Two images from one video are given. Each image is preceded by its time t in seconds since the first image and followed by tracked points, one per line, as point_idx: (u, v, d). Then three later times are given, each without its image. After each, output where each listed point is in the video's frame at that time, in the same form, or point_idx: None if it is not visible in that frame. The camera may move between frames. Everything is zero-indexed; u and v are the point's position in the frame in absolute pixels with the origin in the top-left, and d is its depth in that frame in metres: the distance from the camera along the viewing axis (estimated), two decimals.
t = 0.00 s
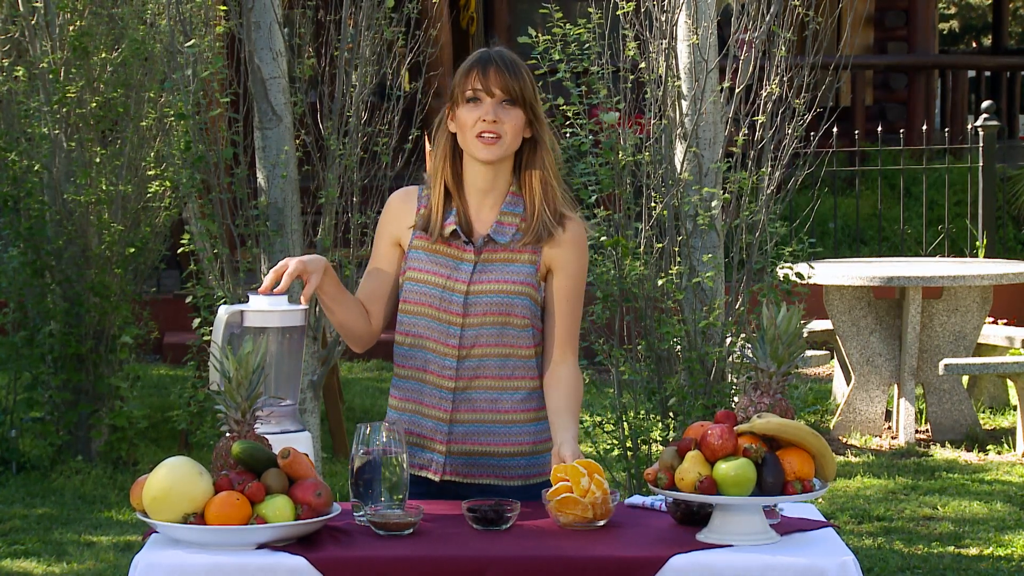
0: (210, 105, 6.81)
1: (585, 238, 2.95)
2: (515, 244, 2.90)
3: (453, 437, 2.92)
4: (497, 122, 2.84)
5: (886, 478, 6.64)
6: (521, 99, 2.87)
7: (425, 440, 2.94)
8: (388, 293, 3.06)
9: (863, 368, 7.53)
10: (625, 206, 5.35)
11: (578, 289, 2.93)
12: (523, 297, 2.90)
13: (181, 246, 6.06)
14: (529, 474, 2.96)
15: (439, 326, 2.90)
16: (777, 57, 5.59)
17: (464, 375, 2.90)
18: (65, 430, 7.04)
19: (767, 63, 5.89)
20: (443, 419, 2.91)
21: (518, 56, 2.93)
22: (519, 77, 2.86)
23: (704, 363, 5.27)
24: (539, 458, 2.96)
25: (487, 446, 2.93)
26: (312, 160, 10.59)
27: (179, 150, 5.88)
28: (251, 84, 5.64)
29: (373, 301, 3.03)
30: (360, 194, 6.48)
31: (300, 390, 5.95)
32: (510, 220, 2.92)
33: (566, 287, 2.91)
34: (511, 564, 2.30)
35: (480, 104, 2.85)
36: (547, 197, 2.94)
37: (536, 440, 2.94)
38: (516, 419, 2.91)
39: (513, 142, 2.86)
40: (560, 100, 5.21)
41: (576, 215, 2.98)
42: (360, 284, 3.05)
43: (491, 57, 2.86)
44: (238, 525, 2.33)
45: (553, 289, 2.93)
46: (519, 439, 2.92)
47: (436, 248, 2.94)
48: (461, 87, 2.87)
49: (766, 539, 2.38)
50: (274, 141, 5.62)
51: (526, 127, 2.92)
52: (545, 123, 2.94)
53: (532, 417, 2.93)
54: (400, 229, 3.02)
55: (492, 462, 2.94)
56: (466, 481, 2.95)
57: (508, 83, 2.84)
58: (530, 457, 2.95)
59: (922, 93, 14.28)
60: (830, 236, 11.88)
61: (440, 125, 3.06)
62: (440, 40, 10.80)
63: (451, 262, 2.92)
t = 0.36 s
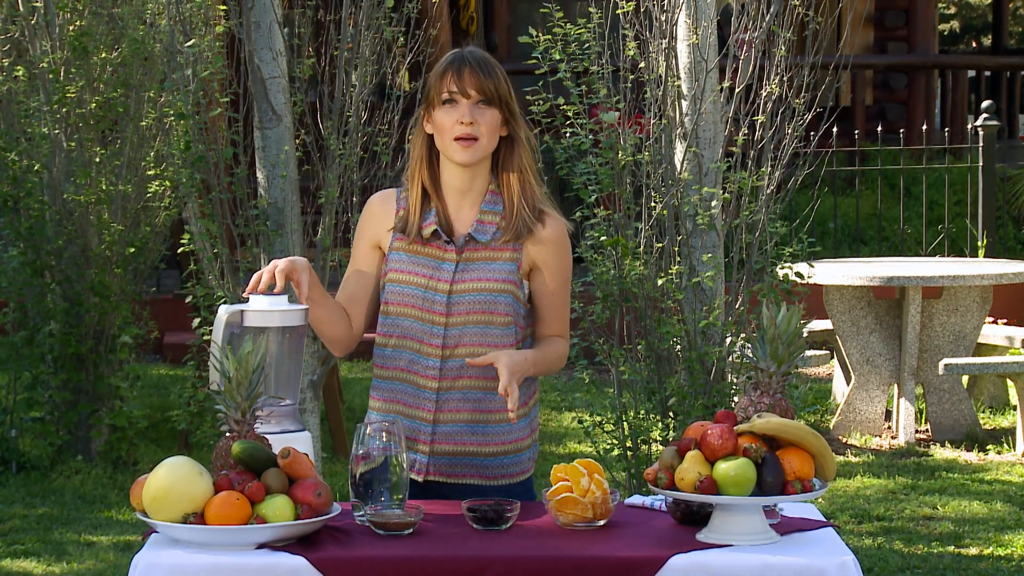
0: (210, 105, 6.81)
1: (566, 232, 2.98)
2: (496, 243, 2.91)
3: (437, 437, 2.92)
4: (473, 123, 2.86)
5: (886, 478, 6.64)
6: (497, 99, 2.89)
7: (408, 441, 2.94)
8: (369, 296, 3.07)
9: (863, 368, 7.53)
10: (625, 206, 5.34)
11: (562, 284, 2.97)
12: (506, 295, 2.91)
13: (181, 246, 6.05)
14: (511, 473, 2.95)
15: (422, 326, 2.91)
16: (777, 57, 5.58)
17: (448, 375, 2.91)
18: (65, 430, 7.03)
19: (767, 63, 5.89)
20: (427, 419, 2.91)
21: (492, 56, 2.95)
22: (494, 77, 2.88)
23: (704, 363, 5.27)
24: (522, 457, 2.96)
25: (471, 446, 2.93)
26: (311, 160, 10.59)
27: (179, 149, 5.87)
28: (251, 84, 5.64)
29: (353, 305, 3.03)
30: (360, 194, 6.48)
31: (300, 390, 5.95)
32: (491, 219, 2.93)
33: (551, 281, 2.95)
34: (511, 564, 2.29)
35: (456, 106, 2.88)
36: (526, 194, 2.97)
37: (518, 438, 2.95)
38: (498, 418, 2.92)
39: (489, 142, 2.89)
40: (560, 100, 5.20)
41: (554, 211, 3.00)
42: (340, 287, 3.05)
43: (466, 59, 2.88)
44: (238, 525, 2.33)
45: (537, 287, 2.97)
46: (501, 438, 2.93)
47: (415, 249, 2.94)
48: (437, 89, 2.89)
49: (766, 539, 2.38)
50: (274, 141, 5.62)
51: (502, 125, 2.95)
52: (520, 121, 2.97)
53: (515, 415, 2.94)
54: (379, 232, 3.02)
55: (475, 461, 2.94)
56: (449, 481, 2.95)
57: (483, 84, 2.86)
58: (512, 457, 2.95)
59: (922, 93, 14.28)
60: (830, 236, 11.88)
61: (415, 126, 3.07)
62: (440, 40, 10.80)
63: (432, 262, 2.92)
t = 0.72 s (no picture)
0: (210, 105, 6.80)
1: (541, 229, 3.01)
2: (474, 241, 2.94)
3: (417, 437, 2.91)
4: (454, 134, 2.84)
5: (886, 478, 6.64)
6: (476, 107, 2.86)
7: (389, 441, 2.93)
8: (351, 302, 3.07)
9: (863, 368, 7.53)
10: (625, 206, 5.33)
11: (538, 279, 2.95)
12: (485, 291, 2.92)
13: (181, 246, 6.05)
14: (493, 470, 2.94)
15: (402, 326, 2.92)
16: (777, 57, 5.58)
17: (428, 373, 2.91)
18: (65, 430, 7.03)
19: (767, 63, 5.89)
20: (406, 418, 2.91)
21: (470, 58, 2.90)
22: (473, 84, 2.85)
23: (704, 363, 5.27)
24: (503, 454, 2.94)
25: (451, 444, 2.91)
26: (311, 160, 10.61)
27: (179, 149, 5.88)
28: (251, 84, 5.64)
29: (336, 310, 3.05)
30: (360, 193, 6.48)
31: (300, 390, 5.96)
32: (469, 218, 2.97)
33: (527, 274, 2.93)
34: (512, 564, 2.30)
35: (435, 115, 2.84)
36: (502, 193, 3.00)
37: (498, 435, 2.93)
38: (479, 416, 2.91)
39: (469, 150, 2.87)
40: (560, 100, 5.20)
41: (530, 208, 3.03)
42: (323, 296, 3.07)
43: (445, 66, 2.84)
44: (238, 525, 2.33)
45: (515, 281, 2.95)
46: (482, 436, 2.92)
47: (394, 250, 2.96)
48: (416, 96, 2.85)
49: (766, 539, 2.38)
50: (274, 141, 5.62)
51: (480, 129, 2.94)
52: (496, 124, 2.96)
53: (495, 412, 2.92)
54: (357, 236, 3.04)
55: (456, 460, 2.92)
56: (432, 479, 2.95)
57: (463, 94, 2.83)
58: (491, 455, 2.93)
59: (922, 93, 14.28)
60: (830, 236, 11.88)
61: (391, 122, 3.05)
62: (440, 40, 10.80)
63: (412, 262, 2.94)
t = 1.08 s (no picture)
0: (210, 105, 6.80)
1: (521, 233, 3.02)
2: (456, 245, 2.93)
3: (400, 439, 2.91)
4: (438, 138, 2.83)
5: (886, 478, 6.64)
6: (461, 111, 2.86)
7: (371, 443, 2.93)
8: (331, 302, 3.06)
9: (863, 368, 7.53)
10: (625, 206, 5.33)
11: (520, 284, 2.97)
12: (468, 294, 2.92)
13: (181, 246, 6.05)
14: (474, 471, 2.95)
15: (386, 328, 2.91)
16: (777, 57, 5.58)
17: (411, 376, 2.91)
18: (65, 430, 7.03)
19: (767, 63, 5.88)
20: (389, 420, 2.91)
21: (455, 61, 2.90)
22: (458, 88, 2.85)
23: (704, 363, 5.27)
24: (482, 455, 2.96)
25: (434, 446, 2.92)
26: (311, 160, 10.63)
27: (180, 149, 5.87)
28: (251, 84, 5.65)
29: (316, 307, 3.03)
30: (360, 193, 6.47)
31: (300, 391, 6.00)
32: (452, 220, 2.95)
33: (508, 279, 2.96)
34: (512, 563, 2.30)
35: (420, 118, 2.84)
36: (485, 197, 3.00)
37: (478, 436, 2.94)
38: (461, 418, 2.92)
39: (452, 154, 2.87)
40: (560, 100, 5.20)
41: (511, 211, 3.04)
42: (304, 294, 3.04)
43: (432, 69, 2.83)
44: (238, 525, 2.33)
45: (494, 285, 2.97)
46: (464, 437, 2.92)
47: (377, 252, 2.95)
48: (402, 99, 2.84)
49: (766, 539, 2.38)
50: (274, 141, 5.62)
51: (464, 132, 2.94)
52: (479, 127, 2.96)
53: (476, 414, 2.94)
54: (339, 237, 3.03)
55: (437, 461, 2.93)
56: (414, 481, 2.95)
57: (449, 98, 2.82)
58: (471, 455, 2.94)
59: (922, 93, 14.28)
60: (830, 236, 11.88)
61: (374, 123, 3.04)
62: (440, 40, 10.80)
63: (394, 264, 2.93)
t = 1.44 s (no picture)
0: (210, 104, 6.80)
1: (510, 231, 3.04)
2: (448, 245, 2.94)
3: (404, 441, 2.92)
4: (423, 141, 2.84)
5: (886, 478, 6.64)
6: (446, 114, 2.86)
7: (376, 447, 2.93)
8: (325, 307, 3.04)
9: (863, 368, 7.53)
10: (625, 206, 5.33)
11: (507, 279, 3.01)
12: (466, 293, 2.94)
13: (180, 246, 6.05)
14: (477, 467, 2.98)
15: (385, 333, 2.91)
16: (777, 56, 5.58)
17: (413, 379, 2.91)
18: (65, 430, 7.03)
19: (767, 63, 5.88)
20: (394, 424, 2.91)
21: (442, 64, 2.91)
22: (444, 91, 2.86)
23: (704, 363, 5.27)
24: (485, 449, 2.98)
25: (438, 446, 2.93)
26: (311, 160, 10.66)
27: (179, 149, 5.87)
28: (251, 84, 5.65)
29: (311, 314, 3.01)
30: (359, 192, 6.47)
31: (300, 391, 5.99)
32: (441, 220, 2.96)
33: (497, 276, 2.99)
34: (512, 564, 2.30)
35: (405, 120, 2.84)
36: (472, 197, 3.00)
37: (481, 432, 2.97)
38: (463, 415, 2.94)
39: (437, 156, 2.87)
40: (559, 100, 5.20)
41: (498, 209, 3.05)
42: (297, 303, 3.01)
43: (418, 71, 2.84)
44: (238, 525, 2.33)
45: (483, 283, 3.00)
46: (466, 434, 2.95)
47: (370, 257, 2.93)
48: (388, 100, 2.84)
49: (766, 539, 2.38)
50: (274, 141, 5.62)
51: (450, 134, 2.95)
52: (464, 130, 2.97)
53: (477, 410, 2.97)
54: (329, 243, 3.00)
55: (443, 461, 2.94)
56: (420, 483, 2.96)
57: (435, 101, 2.83)
58: (474, 451, 2.96)
59: (922, 93, 14.28)
60: (830, 236, 11.88)
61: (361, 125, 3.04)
62: (440, 40, 10.80)
63: (390, 269, 2.92)
